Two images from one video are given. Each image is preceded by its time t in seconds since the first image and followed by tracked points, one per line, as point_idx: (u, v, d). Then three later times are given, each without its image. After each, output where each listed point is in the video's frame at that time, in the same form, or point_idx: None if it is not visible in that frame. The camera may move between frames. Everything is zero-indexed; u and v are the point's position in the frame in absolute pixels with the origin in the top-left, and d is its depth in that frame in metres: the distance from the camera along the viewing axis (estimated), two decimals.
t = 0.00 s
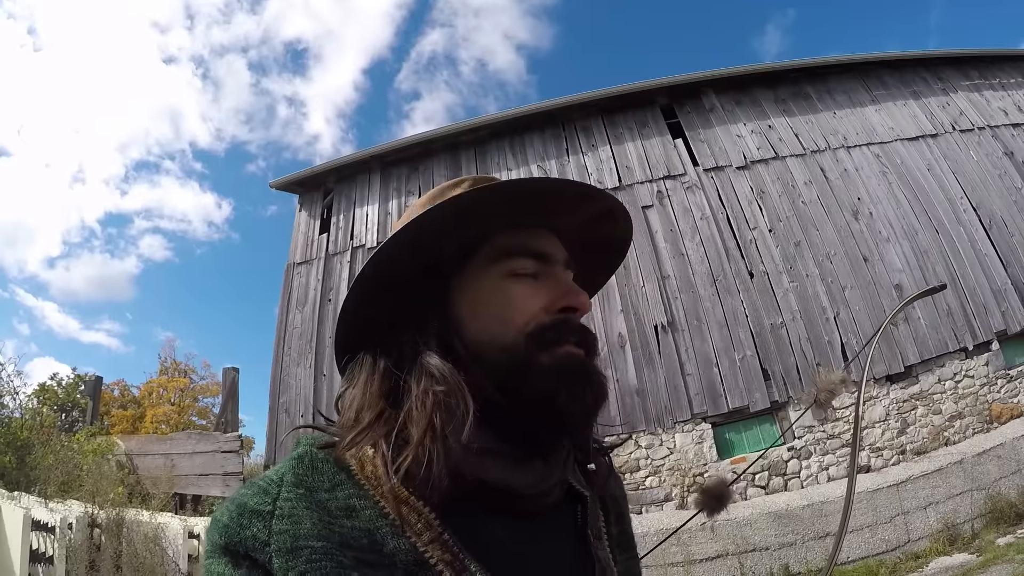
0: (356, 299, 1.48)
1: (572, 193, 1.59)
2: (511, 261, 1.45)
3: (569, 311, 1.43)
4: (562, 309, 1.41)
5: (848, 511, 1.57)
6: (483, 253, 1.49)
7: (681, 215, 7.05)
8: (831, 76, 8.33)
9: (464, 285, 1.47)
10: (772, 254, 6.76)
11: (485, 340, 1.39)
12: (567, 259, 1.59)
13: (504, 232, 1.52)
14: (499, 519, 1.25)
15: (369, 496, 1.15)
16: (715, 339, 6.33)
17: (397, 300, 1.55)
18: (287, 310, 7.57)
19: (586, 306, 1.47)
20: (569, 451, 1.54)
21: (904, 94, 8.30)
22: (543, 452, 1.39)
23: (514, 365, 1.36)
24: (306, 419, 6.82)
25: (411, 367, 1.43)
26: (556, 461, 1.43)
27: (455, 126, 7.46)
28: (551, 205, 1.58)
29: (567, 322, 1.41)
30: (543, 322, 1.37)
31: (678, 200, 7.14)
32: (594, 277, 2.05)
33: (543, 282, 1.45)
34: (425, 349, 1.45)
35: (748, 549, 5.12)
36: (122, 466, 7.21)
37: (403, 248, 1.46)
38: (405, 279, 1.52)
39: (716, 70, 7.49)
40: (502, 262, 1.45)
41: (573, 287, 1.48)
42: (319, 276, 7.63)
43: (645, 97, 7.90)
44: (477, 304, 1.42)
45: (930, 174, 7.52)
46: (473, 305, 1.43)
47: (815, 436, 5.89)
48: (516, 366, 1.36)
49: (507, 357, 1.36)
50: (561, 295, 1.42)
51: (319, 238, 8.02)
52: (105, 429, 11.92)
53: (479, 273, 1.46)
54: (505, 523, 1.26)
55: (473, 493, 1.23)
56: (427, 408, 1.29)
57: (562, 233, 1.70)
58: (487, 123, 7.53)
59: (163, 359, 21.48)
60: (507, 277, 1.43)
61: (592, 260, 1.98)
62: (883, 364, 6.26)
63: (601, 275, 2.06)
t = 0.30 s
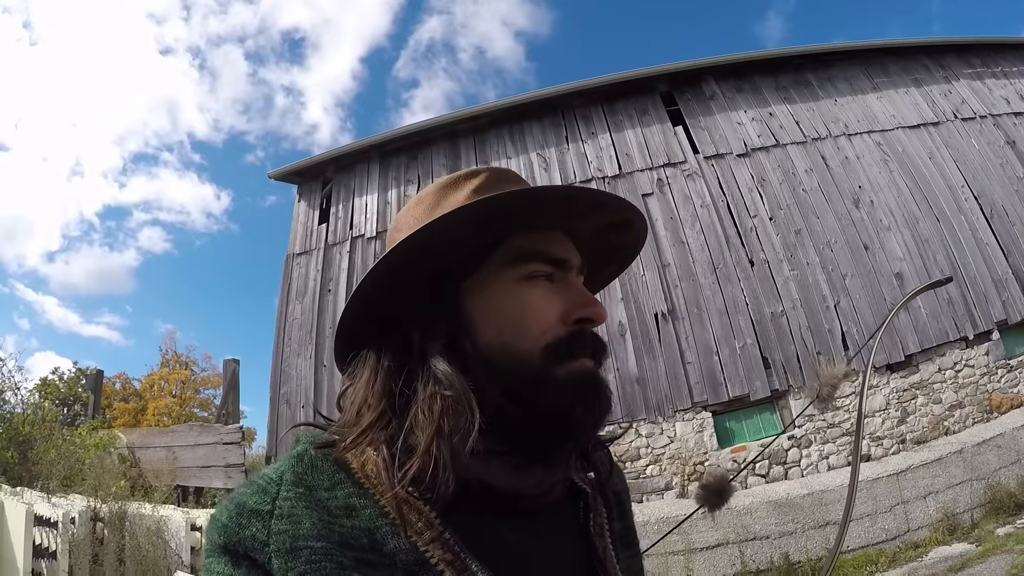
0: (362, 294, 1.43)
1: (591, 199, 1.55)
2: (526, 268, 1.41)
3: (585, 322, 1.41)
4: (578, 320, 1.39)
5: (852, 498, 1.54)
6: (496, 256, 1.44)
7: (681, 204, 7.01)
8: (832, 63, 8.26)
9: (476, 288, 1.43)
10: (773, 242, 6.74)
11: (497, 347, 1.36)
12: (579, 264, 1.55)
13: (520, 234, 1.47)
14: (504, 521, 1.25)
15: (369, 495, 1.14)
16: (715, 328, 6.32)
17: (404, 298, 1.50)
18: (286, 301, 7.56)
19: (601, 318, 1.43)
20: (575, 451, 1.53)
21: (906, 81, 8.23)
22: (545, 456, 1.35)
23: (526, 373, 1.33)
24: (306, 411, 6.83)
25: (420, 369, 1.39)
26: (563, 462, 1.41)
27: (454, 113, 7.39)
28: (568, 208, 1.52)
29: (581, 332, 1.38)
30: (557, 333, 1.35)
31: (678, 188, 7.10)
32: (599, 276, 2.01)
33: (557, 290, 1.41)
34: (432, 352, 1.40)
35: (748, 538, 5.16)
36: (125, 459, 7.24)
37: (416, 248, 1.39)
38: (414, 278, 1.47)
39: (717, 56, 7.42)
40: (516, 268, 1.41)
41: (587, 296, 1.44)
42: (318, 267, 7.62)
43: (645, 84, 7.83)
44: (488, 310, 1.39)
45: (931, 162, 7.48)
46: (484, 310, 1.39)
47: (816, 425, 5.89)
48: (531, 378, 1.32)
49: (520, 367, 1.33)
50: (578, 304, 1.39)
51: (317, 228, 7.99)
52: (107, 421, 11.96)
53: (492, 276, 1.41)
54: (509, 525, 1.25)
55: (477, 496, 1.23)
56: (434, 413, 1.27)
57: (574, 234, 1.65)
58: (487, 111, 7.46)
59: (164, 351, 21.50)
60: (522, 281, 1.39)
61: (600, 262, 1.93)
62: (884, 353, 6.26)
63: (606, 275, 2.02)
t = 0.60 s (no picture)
0: (362, 297, 1.43)
1: (592, 199, 1.56)
2: (526, 268, 1.41)
3: (587, 322, 1.41)
4: (581, 321, 1.39)
5: (854, 497, 1.52)
6: (496, 257, 1.44)
7: (681, 206, 7.02)
8: (831, 64, 8.27)
9: (477, 289, 1.43)
10: (773, 243, 6.74)
11: (498, 348, 1.36)
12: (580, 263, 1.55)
13: (521, 234, 1.47)
14: (506, 522, 1.25)
15: (369, 496, 1.14)
16: (716, 330, 6.32)
17: (404, 299, 1.50)
18: (287, 306, 7.56)
19: (603, 317, 1.44)
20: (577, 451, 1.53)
21: (905, 82, 8.24)
22: (543, 457, 1.36)
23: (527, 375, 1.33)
24: (308, 415, 6.83)
25: (420, 371, 1.39)
26: (565, 463, 1.41)
27: (454, 117, 7.41)
28: (568, 208, 1.52)
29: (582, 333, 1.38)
30: (558, 334, 1.35)
31: (678, 190, 7.11)
32: (598, 274, 2.01)
33: (557, 291, 1.42)
34: (433, 353, 1.40)
35: (750, 541, 5.15)
36: (126, 464, 7.23)
37: (415, 249, 1.39)
38: (413, 280, 1.47)
39: (716, 58, 7.44)
40: (516, 269, 1.41)
41: (588, 296, 1.44)
42: (319, 272, 7.63)
43: (644, 87, 7.85)
44: (489, 311, 1.39)
45: (931, 162, 7.48)
46: (485, 311, 1.39)
47: (818, 426, 5.88)
48: (532, 381, 1.32)
49: (521, 367, 1.33)
50: (579, 305, 1.39)
51: (318, 233, 8.00)
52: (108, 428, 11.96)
53: (492, 277, 1.41)
54: (511, 526, 1.25)
55: (479, 496, 1.23)
56: (435, 415, 1.26)
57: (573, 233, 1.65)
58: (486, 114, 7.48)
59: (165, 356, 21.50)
60: (523, 282, 1.39)
61: (599, 260, 1.93)
62: (886, 353, 6.25)
63: (605, 273, 2.02)
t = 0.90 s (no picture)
0: (363, 295, 1.43)
1: (596, 202, 1.56)
2: (529, 269, 1.41)
3: (589, 324, 1.40)
4: (583, 323, 1.39)
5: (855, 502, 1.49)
6: (499, 258, 1.44)
7: (683, 206, 7.01)
8: (834, 64, 8.26)
9: (479, 289, 1.43)
10: (775, 244, 6.73)
11: (500, 348, 1.36)
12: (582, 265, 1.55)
13: (524, 235, 1.47)
14: (508, 522, 1.25)
15: (370, 496, 1.14)
16: (718, 331, 6.31)
17: (405, 299, 1.50)
18: (289, 306, 7.58)
19: (605, 319, 1.43)
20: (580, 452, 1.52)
21: (908, 82, 8.22)
22: (545, 458, 1.35)
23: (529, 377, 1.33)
24: (309, 415, 6.84)
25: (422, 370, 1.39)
26: (567, 464, 1.41)
27: (456, 118, 7.42)
28: (571, 210, 1.52)
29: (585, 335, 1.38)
30: (559, 336, 1.35)
31: (681, 191, 7.10)
32: (600, 277, 2.01)
33: (560, 293, 1.41)
34: (434, 353, 1.40)
35: (752, 542, 5.14)
36: (128, 463, 7.25)
37: (418, 248, 1.39)
38: (415, 279, 1.47)
39: (719, 58, 7.43)
40: (519, 270, 1.41)
41: (590, 298, 1.44)
42: (321, 272, 7.64)
43: (646, 87, 7.84)
44: (491, 311, 1.39)
45: (934, 163, 7.47)
46: (487, 312, 1.39)
47: (819, 428, 5.87)
48: (533, 383, 1.32)
49: (523, 370, 1.33)
50: (582, 307, 1.39)
51: (321, 233, 8.01)
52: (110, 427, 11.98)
53: (495, 277, 1.41)
54: (513, 527, 1.25)
55: (481, 496, 1.23)
56: (441, 416, 1.26)
57: (577, 236, 1.65)
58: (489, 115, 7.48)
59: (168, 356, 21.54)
60: (525, 282, 1.39)
61: (601, 263, 1.93)
62: (888, 355, 6.24)
63: (608, 275, 2.02)
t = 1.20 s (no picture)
0: (356, 290, 1.42)
1: (591, 199, 1.56)
2: (522, 266, 1.41)
3: (582, 322, 1.41)
4: (576, 321, 1.40)
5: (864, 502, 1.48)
6: (492, 254, 1.43)
7: (679, 209, 7.03)
8: (830, 70, 8.30)
9: (472, 285, 1.42)
10: (770, 248, 6.76)
11: (492, 345, 1.36)
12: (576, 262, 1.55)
13: (519, 231, 1.47)
14: (508, 524, 1.27)
15: (373, 497, 1.14)
16: (713, 334, 6.33)
17: (398, 295, 1.49)
18: (285, 303, 7.56)
19: (598, 318, 1.44)
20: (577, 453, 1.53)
21: (904, 88, 8.27)
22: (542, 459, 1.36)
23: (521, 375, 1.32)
24: (303, 412, 6.82)
25: (415, 368, 1.39)
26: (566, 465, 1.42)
27: (454, 117, 7.41)
28: (566, 206, 1.52)
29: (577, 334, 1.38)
30: (552, 333, 1.35)
31: (677, 194, 7.12)
32: (595, 276, 2.01)
33: (553, 290, 1.42)
34: (428, 349, 1.40)
35: (745, 545, 5.16)
36: (121, 459, 7.21)
37: (412, 243, 1.39)
38: (409, 274, 1.46)
39: (716, 62, 7.45)
40: (511, 266, 1.41)
41: (583, 297, 1.44)
42: (316, 269, 7.61)
43: (644, 89, 7.86)
44: (483, 308, 1.39)
45: (929, 169, 7.51)
46: (480, 309, 1.39)
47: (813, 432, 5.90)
48: (526, 380, 1.32)
49: (515, 367, 1.33)
50: (576, 304, 1.40)
51: (317, 230, 7.99)
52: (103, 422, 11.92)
53: (488, 274, 1.41)
54: (513, 528, 1.27)
55: (480, 496, 1.24)
56: (441, 415, 1.26)
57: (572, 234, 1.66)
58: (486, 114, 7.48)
59: (161, 352, 21.46)
60: (518, 279, 1.39)
61: (597, 261, 1.93)
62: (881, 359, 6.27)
63: (604, 274, 2.02)
